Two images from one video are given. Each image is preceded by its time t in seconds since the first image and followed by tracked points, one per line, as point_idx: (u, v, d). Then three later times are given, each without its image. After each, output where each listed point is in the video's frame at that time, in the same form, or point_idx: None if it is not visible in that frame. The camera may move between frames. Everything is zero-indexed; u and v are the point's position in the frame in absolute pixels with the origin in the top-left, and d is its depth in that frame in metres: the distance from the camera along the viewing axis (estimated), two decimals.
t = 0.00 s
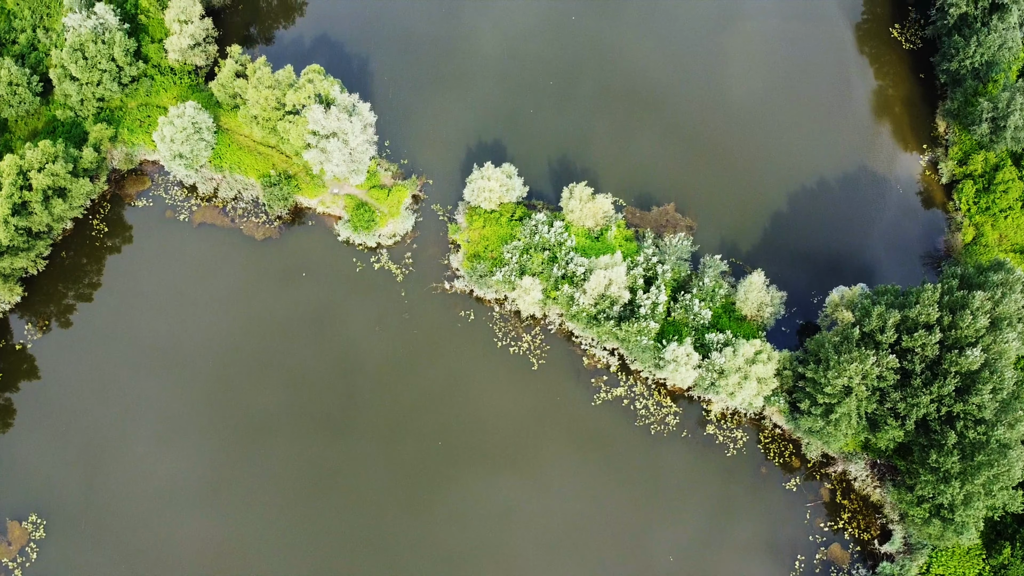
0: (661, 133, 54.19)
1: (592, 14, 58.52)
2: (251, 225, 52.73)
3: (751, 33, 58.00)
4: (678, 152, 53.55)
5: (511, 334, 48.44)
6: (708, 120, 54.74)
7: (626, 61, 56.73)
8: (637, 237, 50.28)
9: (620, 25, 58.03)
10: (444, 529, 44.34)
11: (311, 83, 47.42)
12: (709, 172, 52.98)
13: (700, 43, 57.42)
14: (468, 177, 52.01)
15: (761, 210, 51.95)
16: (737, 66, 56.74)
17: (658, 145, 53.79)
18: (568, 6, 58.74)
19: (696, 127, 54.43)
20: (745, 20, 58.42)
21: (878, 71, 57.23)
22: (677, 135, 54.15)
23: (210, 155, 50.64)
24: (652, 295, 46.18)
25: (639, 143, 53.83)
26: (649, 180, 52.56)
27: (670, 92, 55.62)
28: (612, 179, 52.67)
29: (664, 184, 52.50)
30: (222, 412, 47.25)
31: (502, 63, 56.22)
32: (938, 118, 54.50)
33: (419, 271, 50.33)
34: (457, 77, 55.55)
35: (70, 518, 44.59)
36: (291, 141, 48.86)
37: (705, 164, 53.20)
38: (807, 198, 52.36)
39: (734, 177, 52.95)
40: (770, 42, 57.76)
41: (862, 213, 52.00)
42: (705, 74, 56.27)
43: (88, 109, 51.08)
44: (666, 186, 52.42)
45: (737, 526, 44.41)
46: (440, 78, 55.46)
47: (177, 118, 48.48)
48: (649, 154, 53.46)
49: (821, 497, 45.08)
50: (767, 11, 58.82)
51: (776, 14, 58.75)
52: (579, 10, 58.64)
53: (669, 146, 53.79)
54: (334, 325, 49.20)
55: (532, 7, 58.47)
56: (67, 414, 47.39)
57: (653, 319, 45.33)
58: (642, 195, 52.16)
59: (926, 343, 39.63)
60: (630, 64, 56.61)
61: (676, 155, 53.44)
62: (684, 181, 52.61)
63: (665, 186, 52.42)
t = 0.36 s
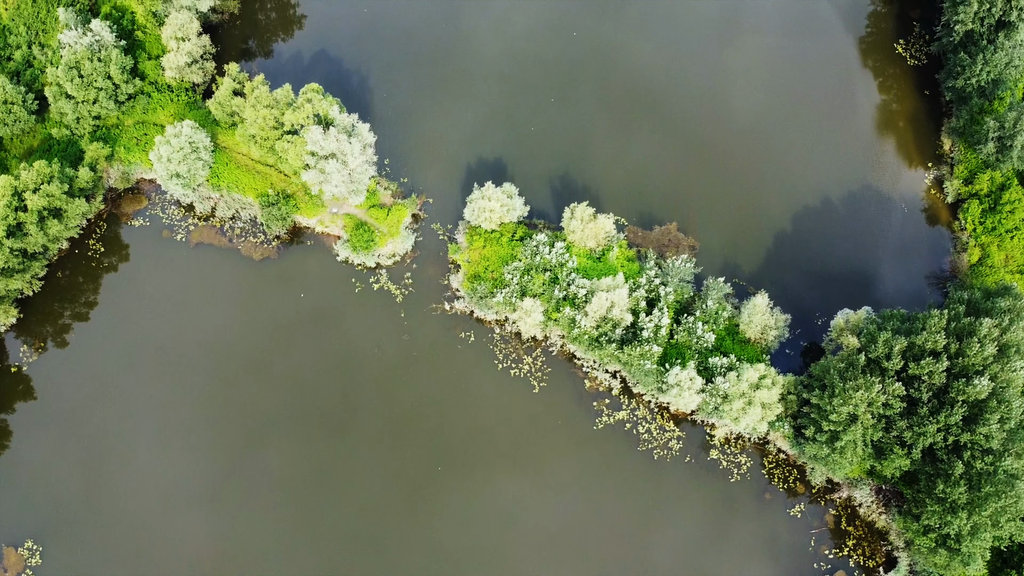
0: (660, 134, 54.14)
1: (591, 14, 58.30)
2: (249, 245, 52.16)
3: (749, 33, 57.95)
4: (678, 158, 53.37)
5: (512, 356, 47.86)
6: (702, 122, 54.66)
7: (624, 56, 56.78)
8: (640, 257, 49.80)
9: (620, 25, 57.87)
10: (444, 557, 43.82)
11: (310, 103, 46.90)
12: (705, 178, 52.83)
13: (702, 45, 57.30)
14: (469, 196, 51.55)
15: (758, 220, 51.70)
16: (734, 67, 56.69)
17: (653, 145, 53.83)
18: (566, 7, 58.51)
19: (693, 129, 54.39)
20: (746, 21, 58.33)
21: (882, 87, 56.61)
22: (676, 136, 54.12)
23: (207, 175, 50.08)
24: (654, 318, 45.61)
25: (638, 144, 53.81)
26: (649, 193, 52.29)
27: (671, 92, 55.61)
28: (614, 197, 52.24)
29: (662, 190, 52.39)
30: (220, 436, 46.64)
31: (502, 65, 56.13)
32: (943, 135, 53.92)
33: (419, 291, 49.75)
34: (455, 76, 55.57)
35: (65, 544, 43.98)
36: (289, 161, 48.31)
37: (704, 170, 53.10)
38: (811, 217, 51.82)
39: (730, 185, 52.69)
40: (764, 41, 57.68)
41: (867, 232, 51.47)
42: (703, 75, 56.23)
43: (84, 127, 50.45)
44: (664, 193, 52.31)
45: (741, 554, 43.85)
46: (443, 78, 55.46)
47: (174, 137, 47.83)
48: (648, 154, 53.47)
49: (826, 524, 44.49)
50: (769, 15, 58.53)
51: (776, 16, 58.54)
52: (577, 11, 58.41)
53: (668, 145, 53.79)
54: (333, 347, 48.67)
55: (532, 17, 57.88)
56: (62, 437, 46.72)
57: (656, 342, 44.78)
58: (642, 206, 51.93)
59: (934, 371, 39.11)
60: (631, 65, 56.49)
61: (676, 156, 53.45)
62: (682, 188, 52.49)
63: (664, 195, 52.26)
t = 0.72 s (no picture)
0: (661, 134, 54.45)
1: (590, 13, 58.72)
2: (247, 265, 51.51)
3: (749, 33, 58.18)
4: (677, 159, 53.65)
5: (512, 378, 47.11)
6: (699, 121, 55.04)
7: (621, 52, 57.30)
8: (641, 278, 49.31)
9: (621, 24, 58.32)
10: None
11: (308, 123, 46.33)
12: (699, 181, 52.96)
13: (704, 50, 57.48)
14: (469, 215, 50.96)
15: (757, 223, 51.78)
16: (733, 66, 57.03)
17: (652, 144, 54.11)
18: (566, 6, 58.65)
19: (691, 128, 54.77)
20: (746, 19, 58.59)
21: (886, 102, 56.27)
22: (676, 136, 54.40)
23: (204, 195, 49.52)
24: (657, 341, 44.90)
25: (638, 144, 54.09)
26: (651, 198, 52.35)
27: (671, 92, 55.95)
28: (615, 217, 51.88)
29: (663, 190, 52.61)
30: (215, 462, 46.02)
31: (502, 65, 56.30)
32: (948, 153, 53.48)
33: (419, 312, 49.00)
34: (455, 75, 55.74)
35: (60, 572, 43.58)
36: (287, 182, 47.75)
37: (704, 168, 53.44)
38: (814, 237, 51.28)
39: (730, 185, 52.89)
40: (759, 38, 58.05)
41: (871, 253, 50.99)
42: (703, 74, 56.57)
43: (79, 146, 49.92)
44: (664, 192, 52.58)
45: None
46: (444, 77, 55.60)
47: (171, 157, 47.23)
48: (647, 155, 53.72)
49: (831, 550, 43.94)
50: (768, 12, 58.64)
51: (775, 14, 58.64)
52: (577, 9, 58.65)
53: (668, 146, 54.06)
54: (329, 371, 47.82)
55: (533, 31, 57.66)
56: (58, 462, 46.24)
57: (659, 366, 44.04)
58: (644, 211, 51.96)
59: (940, 399, 38.61)
60: (632, 64, 56.86)
61: (677, 158, 53.68)
62: (682, 189, 52.67)
63: (664, 196, 52.45)
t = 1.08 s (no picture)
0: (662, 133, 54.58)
1: (590, 12, 59.11)
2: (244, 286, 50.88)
3: (749, 33, 58.45)
4: (678, 162, 53.57)
5: (512, 402, 46.30)
6: (700, 121, 55.09)
7: (621, 52, 57.53)
8: (642, 298, 48.70)
9: (621, 23, 58.64)
10: None
11: (304, 145, 45.76)
12: (696, 183, 52.92)
13: (702, 49, 57.76)
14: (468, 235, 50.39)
15: (755, 226, 51.68)
16: (733, 67, 57.11)
17: (651, 144, 54.15)
18: (565, 7, 59.21)
19: (692, 128, 54.81)
20: (745, 19, 58.91)
21: (887, 115, 55.88)
22: (675, 135, 54.51)
23: (200, 216, 48.97)
24: (659, 364, 44.25)
25: (637, 142, 54.22)
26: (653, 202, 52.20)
27: (672, 91, 56.15)
28: (615, 236, 51.20)
29: (662, 192, 52.53)
30: (209, 489, 45.09)
31: (501, 64, 56.61)
32: (951, 170, 53.00)
33: (417, 333, 48.19)
34: (455, 75, 56.07)
35: None
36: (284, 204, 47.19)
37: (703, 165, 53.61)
38: (816, 256, 50.76)
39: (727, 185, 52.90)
40: (758, 35, 58.42)
41: (875, 272, 50.42)
42: (703, 74, 56.78)
43: (73, 166, 49.12)
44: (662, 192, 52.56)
45: None
46: (444, 76, 55.96)
47: (166, 179, 46.80)
48: (646, 155, 53.73)
49: None
50: (770, 15, 58.95)
51: (777, 15, 59.02)
52: (575, 10, 59.15)
53: (666, 145, 54.15)
54: (326, 394, 46.99)
55: (533, 46, 57.47)
56: (48, 490, 45.25)
57: (661, 391, 43.29)
58: (644, 216, 51.77)
59: (946, 427, 38.10)
60: (632, 64, 57.10)
61: (676, 158, 53.68)
62: (679, 190, 52.63)
63: (662, 195, 52.47)
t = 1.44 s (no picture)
0: (659, 134, 54.24)
1: (584, 12, 58.69)
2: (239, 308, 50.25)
3: (749, 33, 58.03)
4: (676, 164, 53.25)
5: (511, 426, 45.58)
6: (699, 122, 54.71)
7: (618, 52, 57.11)
8: (643, 319, 48.10)
9: (619, 23, 58.23)
10: None
11: (299, 167, 45.15)
12: (695, 183, 52.68)
13: (702, 48, 57.45)
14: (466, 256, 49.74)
15: (752, 224, 51.57)
16: (732, 67, 56.79)
17: (651, 144, 53.91)
18: (562, 7, 58.85)
19: (692, 127, 54.52)
20: (744, 16, 58.55)
21: (888, 127, 55.33)
22: (673, 136, 54.21)
23: (194, 239, 48.38)
24: (660, 388, 43.52)
25: (635, 143, 53.93)
26: (655, 202, 52.09)
27: (668, 91, 55.77)
28: (614, 255, 50.62)
29: (661, 193, 52.31)
30: (205, 517, 44.40)
31: (495, 64, 56.35)
32: (953, 186, 52.47)
33: (415, 356, 47.52)
34: (451, 76, 55.78)
35: None
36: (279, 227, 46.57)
37: (699, 162, 53.44)
38: (817, 275, 50.16)
39: (721, 183, 52.78)
40: (756, 34, 57.93)
41: (877, 290, 49.89)
42: (702, 74, 56.44)
43: (65, 189, 48.47)
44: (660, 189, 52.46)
45: None
46: (440, 78, 55.63)
47: (159, 203, 46.14)
48: (644, 155, 53.47)
49: None
50: (768, 13, 58.57)
51: (775, 14, 58.58)
52: (571, 10, 58.76)
53: (664, 145, 53.87)
54: (323, 420, 46.44)
55: (530, 59, 56.62)
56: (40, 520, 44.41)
57: (662, 417, 42.59)
58: (643, 217, 51.64)
59: (951, 454, 37.59)
60: (629, 64, 56.73)
61: (671, 156, 53.49)
62: (675, 191, 52.40)
63: (660, 197, 52.21)
